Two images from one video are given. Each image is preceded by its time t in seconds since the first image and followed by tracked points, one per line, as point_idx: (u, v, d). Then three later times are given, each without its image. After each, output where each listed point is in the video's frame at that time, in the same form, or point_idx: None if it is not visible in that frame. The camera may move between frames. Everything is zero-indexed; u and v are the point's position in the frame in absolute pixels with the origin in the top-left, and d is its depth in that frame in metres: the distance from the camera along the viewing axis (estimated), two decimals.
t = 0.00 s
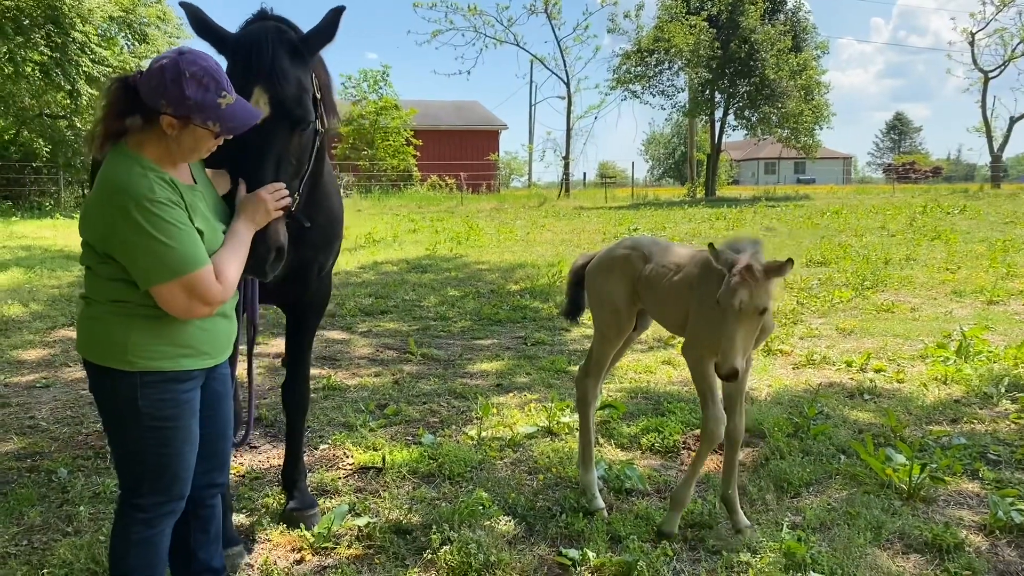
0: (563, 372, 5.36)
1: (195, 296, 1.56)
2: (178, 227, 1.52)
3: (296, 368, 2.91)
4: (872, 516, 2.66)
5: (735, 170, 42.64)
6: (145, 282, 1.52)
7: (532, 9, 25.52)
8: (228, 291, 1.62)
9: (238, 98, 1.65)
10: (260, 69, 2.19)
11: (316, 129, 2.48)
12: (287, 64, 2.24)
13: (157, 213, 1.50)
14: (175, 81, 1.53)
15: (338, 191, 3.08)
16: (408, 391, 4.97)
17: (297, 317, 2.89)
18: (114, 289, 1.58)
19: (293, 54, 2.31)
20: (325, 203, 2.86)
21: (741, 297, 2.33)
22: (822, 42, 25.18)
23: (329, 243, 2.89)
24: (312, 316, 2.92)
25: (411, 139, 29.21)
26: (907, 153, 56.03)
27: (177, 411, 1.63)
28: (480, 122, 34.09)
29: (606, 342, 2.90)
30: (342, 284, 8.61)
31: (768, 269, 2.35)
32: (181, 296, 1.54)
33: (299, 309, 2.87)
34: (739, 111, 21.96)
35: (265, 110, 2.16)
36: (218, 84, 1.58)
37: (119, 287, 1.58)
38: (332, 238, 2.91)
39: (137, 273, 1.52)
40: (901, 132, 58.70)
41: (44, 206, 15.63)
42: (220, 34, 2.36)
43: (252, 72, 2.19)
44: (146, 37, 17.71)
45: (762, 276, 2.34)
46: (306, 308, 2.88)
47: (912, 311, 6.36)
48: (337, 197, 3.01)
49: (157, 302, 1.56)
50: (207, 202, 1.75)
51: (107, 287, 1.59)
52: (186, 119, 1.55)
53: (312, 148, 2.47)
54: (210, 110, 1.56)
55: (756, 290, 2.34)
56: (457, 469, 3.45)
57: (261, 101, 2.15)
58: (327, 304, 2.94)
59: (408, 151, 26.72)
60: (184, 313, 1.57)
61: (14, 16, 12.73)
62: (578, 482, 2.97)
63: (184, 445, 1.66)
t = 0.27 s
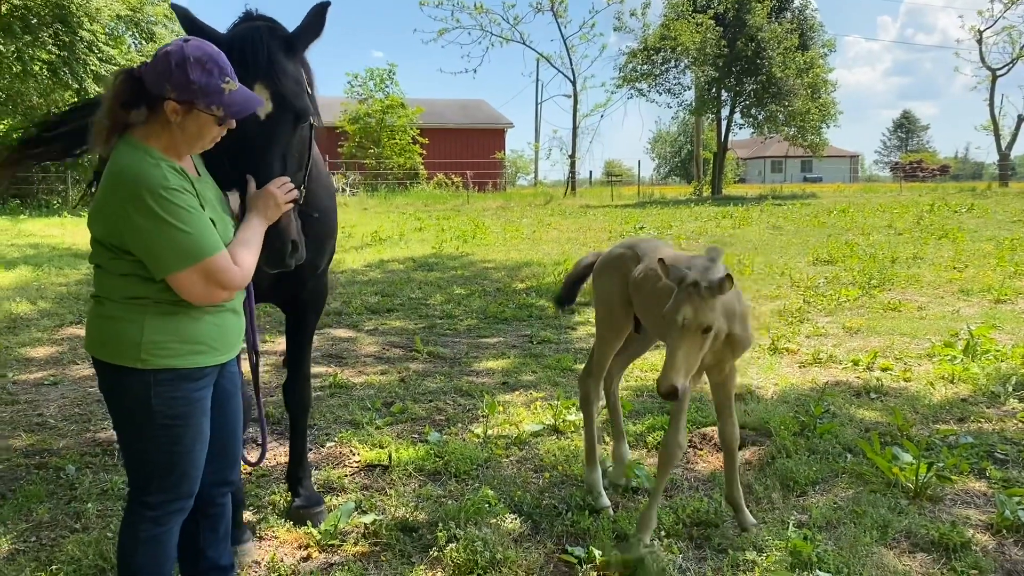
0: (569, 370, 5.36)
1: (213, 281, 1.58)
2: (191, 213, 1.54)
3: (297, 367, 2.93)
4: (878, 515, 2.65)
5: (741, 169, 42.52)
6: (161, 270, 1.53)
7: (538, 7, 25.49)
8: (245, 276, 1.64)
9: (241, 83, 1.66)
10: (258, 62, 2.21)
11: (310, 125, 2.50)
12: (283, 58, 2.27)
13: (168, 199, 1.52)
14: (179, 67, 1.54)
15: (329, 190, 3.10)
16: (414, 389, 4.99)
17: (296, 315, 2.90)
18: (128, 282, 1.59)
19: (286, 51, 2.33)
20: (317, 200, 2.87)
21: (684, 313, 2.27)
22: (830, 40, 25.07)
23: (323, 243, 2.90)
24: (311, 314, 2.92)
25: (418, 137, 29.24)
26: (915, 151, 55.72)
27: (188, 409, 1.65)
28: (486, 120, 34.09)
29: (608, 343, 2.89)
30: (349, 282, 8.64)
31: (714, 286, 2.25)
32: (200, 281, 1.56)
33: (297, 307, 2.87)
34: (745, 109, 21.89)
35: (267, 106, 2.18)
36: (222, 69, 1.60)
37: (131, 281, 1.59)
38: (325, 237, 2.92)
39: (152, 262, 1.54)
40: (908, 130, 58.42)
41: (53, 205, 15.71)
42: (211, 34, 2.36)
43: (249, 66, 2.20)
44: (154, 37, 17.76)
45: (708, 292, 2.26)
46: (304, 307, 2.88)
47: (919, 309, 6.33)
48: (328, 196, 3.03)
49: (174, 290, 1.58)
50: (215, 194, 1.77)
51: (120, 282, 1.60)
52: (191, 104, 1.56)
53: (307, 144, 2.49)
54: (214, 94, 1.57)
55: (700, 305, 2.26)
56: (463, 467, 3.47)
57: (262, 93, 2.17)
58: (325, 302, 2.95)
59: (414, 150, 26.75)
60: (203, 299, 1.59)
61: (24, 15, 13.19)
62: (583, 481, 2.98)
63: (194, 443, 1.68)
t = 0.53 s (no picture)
0: (576, 367, 5.37)
1: (223, 269, 1.59)
2: (199, 202, 1.56)
3: (299, 364, 2.95)
4: (887, 513, 2.65)
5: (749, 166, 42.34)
6: (170, 258, 1.54)
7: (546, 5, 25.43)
8: (254, 267, 1.65)
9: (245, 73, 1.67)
10: (270, 64, 2.22)
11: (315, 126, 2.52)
12: (293, 61, 2.30)
13: (176, 188, 1.53)
14: (184, 56, 1.56)
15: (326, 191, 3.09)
16: (422, 386, 5.01)
17: (297, 314, 2.90)
18: (141, 277, 1.61)
19: (294, 54, 2.35)
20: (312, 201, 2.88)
21: (621, 304, 2.30)
22: (839, 37, 24.93)
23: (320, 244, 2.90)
24: (312, 313, 2.93)
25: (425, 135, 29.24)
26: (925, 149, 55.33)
27: (200, 405, 1.67)
28: (493, 118, 34.08)
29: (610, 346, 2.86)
30: (357, 279, 8.66)
31: (651, 277, 2.29)
32: (209, 269, 1.57)
33: (297, 305, 2.87)
34: (754, 107, 21.80)
35: (279, 108, 2.19)
36: (227, 58, 1.61)
37: (141, 274, 1.61)
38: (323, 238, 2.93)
39: (160, 251, 1.55)
40: (918, 128, 58.10)
41: (63, 203, 15.79)
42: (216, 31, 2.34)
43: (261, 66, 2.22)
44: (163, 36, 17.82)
45: (645, 284, 2.29)
46: (305, 305, 2.88)
47: (928, 307, 6.30)
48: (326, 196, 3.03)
49: (183, 280, 1.59)
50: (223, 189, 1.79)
51: (131, 278, 1.62)
52: (196, 92, 1.58)
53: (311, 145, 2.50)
54: (219, 82, 1.58)
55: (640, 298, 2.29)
56: (471, 464, 3.48)
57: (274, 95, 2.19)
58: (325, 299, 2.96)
59: (422, 148, 26.77)
60: (211, 289, 1.60)
61: (33, 13, 13.46)
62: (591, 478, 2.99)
63: (205, 440, 1.70)
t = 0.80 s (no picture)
0: (585, 364, 5.37)
1: (240, 260, 1.61)
2: (214, 193, 1.57)
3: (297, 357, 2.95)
4: (897, 510, 2.64)
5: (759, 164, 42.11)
6: (184, 252, 1.56)
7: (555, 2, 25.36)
8: (269, 256, 1.68)
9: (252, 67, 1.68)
10: (283, 58, 2.35)
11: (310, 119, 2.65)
12: (301, 57, 2.43)
13: (189, 181, 1.55)
14: (191, 49, 1.57)
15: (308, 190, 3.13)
16: (431, 383, 5.02)
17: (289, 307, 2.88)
18: (154, 272, 1.62)
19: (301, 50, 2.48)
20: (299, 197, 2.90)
21: (611, 352, 2.17)
22: (849, 34, 24.75)
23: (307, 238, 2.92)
24: (305, 306, 2.93)
25: (434, 133, 29.25)
26: (937, 146, 54.85)
27: (212, 402, 1.68)
28: (502, 115, 34.06)
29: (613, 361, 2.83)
30: (366, 277, 8.69)
31: (638, 319, 2.18)
32: (227, 260, 1.60)
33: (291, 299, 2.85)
34: (764, 104, 21.67)
35: (291, 101, 2.32)
36: (233, 51, 1.62)
37: (154, 271, 1.62)
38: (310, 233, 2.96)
39: (174, 245, 1.57)
40: (929, 125, 57.64)
41: (75, 201, 15.90)
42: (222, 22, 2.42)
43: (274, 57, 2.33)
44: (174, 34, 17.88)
45: (634, 328, 2.19)
46: (298, 298, 2.86)
47: (939, 305, 6.25)
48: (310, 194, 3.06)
49: (201, 273, 1.61)
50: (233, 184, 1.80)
51: (144, 274, 1.63)
52: (202, 85, 1.59)
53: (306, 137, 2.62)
54: (224, 75, 1.59)
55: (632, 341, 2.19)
56: (480, 460, 3.50)
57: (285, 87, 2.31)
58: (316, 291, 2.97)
59: (431, 145, 26.78)
60: (229, 280, 1.63)
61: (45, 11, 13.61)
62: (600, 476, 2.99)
63: (217, 436, 1.71)
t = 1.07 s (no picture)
0: (594, 361, 5.37)
1: (247, 254, 1.61)
2: (226, 187, 1.58)
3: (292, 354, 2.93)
4: (908, 508, 2.62)
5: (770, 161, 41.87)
6: (196, 243, 1.57)
7: None
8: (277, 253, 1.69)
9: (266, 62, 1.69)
10: (284, 50, 2.55)
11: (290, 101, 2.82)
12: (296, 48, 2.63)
13: (203, 173, 1.55)
14: (206, 41, 1.58)
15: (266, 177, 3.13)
16: (440, 379, 5.03)
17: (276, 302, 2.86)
18: (167, 267, 1.63)
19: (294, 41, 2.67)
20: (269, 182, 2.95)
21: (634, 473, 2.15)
22: (861, 30, 24.55)
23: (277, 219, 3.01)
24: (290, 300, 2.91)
25: (443, 130, 29.26)
26: (950, 142, 54.32)
27: (224, 398, 1.70)
28: (511, 112, 34.02)
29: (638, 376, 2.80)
30: (376, 273, 8.72)
31: (651, 438, 2.13)
32: (235, 255, 1.60)
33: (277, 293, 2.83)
34: (775, 101, 21.52)
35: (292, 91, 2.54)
36: (247, 44, 1.64)
37: (168, 265, 1.63)
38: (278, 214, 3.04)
39: (186, 237, 1.57)
40: (941, 122, 57.14)
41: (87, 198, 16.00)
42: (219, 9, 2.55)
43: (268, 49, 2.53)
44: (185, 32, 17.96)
45: (649, 448, 2.15)
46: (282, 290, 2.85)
47: (951, 303, 6.20)
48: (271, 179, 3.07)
49: (210, 267, 1.61)
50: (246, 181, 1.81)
51: (157, 268, 1.64)
52: (216, 77, 1.60)
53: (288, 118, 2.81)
54: (238, 67, 1.60)
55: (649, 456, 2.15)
56: (490, 456, 3.50)
57: (284, 73, 2.52)
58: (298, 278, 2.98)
59: (440, 142, 26.78)
60: (238, 274, 1.63)
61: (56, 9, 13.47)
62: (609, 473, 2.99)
63: (229, 431, 1.73)
